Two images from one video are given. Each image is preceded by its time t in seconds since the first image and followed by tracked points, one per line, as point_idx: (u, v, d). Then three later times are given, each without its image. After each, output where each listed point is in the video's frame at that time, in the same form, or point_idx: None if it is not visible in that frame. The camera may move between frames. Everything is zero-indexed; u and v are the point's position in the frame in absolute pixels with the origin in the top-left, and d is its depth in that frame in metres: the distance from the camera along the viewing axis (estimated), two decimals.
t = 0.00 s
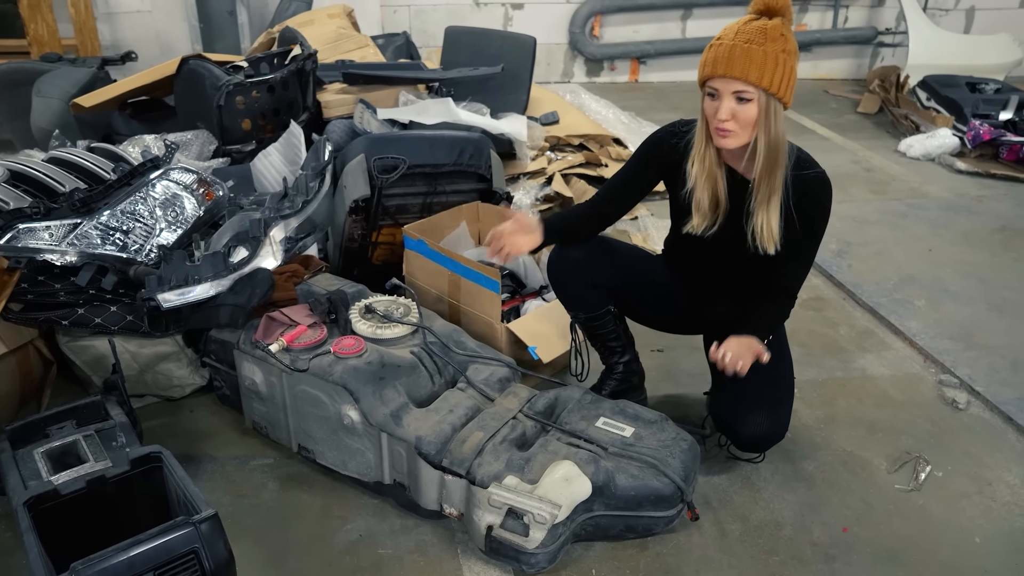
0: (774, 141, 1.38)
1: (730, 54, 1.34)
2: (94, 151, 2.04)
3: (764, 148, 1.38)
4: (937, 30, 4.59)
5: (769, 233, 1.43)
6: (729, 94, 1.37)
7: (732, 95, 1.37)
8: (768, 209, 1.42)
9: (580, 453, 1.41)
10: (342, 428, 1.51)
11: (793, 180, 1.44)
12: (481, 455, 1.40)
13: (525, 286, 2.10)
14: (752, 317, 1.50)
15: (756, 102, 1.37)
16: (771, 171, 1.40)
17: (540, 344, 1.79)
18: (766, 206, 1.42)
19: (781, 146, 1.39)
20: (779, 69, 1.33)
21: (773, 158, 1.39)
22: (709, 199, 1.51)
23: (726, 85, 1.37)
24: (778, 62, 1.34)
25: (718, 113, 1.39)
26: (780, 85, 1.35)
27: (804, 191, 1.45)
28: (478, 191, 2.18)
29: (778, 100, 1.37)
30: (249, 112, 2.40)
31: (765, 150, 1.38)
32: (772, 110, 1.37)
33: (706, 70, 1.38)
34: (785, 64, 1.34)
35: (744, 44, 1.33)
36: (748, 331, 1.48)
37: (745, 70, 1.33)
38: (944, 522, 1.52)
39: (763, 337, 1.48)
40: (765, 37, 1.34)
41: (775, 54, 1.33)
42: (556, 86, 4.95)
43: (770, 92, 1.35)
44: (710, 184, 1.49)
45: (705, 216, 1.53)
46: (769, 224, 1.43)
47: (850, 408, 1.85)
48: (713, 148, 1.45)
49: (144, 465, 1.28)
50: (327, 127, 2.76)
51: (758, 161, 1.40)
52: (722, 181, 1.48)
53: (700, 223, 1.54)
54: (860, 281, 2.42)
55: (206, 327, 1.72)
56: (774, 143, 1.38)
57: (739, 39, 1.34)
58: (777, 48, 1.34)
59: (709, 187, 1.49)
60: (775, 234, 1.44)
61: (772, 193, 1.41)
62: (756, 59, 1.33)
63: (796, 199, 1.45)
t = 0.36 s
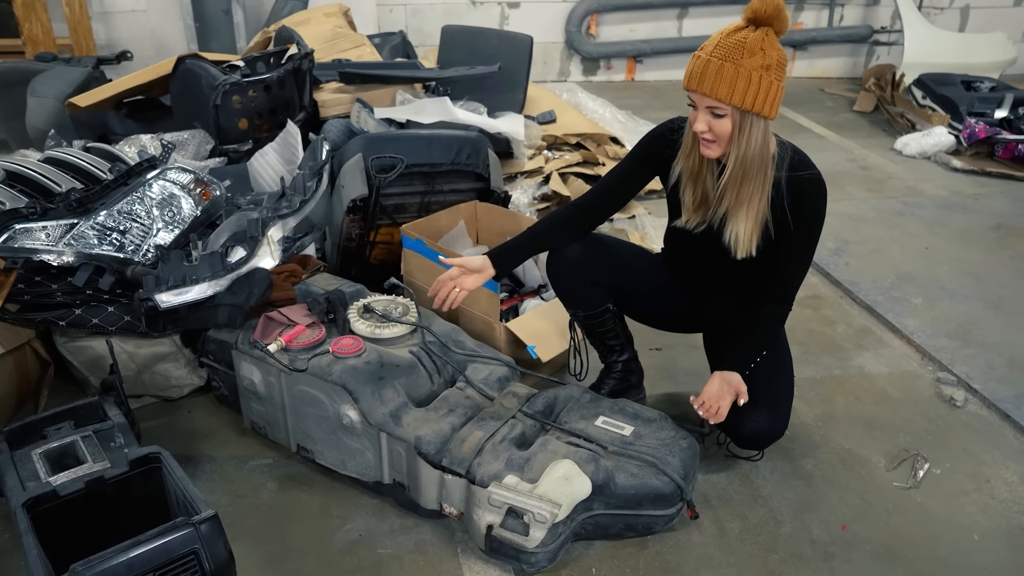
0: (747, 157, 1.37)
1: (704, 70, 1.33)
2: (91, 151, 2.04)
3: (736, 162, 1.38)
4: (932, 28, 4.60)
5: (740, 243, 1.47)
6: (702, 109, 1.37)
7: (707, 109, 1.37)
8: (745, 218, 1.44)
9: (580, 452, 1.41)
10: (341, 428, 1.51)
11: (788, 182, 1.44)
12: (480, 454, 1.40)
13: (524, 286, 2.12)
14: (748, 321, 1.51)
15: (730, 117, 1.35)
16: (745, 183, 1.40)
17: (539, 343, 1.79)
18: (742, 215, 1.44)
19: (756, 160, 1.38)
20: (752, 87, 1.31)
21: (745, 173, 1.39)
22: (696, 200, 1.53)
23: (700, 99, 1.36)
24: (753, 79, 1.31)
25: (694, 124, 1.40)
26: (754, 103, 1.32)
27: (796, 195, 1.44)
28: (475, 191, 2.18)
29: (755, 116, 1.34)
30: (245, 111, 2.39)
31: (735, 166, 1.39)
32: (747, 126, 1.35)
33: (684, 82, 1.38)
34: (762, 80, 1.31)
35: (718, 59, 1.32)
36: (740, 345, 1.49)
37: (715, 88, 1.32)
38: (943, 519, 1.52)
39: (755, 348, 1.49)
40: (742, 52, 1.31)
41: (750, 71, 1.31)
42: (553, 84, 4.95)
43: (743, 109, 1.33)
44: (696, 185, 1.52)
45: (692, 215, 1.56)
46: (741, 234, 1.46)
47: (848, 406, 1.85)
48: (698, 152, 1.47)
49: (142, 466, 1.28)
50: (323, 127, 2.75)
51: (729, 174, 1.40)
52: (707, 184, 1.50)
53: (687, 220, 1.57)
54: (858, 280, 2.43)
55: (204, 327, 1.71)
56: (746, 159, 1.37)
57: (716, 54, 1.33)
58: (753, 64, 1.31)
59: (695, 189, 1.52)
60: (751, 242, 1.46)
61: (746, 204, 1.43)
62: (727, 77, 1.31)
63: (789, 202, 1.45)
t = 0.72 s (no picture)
0: (743, 154, 1.37)
1: (698, 67, 1.33)
2: (90, 147, 2.03)
3: (730, 159, 1.38)
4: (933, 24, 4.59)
5: (739, 239, 1.46)
6: (697, 105, 1.37)
7: (702, 104, 1.37)
8: (741, 215, 1.44)
9: (578, 448, 1.41)
10: (340, 424, 1.51)
11: (786, 177, 1.44)
12: (479, 450, 1.40)
13: (523, 282, 2.12)
14: (746, 319, 1.51)
15: (724, 114, 1.35)
16: (740, 180, 1.40)
17: (538, 339, 1.79)
18: (738, 212, 1.44)
19: (751, 157, 1.38)
20: (745, 86, 1.30)
21: (741, 169, 1.39)
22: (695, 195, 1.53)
23: (695, 95, 1.36)
24: (746, 77, 1.30)
25: (690, 120, 1.40)
26: (747, 101, 1.31)
27: (794, 191, 1.44)
28: (475, 187, 2.18)
29: (749, 114, 1.33)
30: (245, 108, 2.39)
31: (731, 162, 1.39)
32: (741, 124, 1.35)
33: (681, 77, 1.38)
34: (756, 79, 1.30)
35: (712, 56, 1.32)
36: (739, 342, 1.49)
37: (708, 85, 1.32)
38: (941, 515, 1.52)
39: (753, 345, 1.49)
40: (736, 50, 1.31)
41: (743, 69, 1.30)
42: (553, 81, 4.94)
43: (737, 107, 1.33)
44: (694, 180, 1.51)
45: (690, 210, 1.55)
46: (739, 231, 1.46)
47: (847, 403, 1.86)
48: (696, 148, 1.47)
49: (141, 462, 1.28)
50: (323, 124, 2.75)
51: (726, 170, 1.40)
52: (705, 179, 1.50)
53: (685, 214, 1.56)
54: (857, 276, 2.43)
55: (203, 324, 1.73)
56: (741, 155, 1.37)
57: (711, 50, 1.33)
58: (747, 62, 1.30)
59: (693, 184, 1.52)
60: (749, 238, 1.46)
61: (743, 201, 1.43)
62: (721, 75, 1.31)
63: (786, 199, 1.45)
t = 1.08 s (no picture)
0: (744, 152, 1.37)
1: (699, 66, 1.33)
2: (89, 144, 2.03)
3: (731, 157, 1.38)
4: (934, 21, 4.57)
5: (740, 237, 1.46)
6: (698, 103, 1.36)
7: (703, 103, 1.36)
8: (742, 213, 1.44)
9: (574, 445, 1.41)
10: (337, 421, 1.51)
11: (785, 175, 1.44)
12: (475, 447, 1.41)
13: (520, 280, 2.12)
14: (742, 317, 1.51)
15: (725, 113, 1.35)
16: (741, 178, 1.40)
17: (535, 336, 1.80)
18: (739, 211, 1.44)
19: (751, 156, 1.37)
20: (747, 85, 1.30)
21: (742, 167, 1.38)
22: (694, 193, 1.52)
23: (696, 94, 1.36)
24: (748, 76, 1.30)
25: (690, 118, 1.39)
26: (748, 100, 1.31)
27: (793, 189, 1.44)
28: (472, 184, 2.18)
29: (750, 112, 1.33)
30: (244, 105, 2.39)
31: (732, 160, 1.38)
32: (742, 122, 1.34)
33: (681, 76, 1.38)
34: (757, 77, 1.30)
35: (714, 55, 1.31)
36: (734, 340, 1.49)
37: (710, 85, 1.32)
38: (938, 513, 1.52)
39: (748, 343, 1.49)
40: (737, 48, 1.30)
41: (744, 68, 1.29)
42: (554, 79, 4.94)
43: (737, 106, 1.32)
44: (693, 178, 1.51)
45: (689, 208, 1.55)
46: (741, 229, 1.45)
47: (844, 400, 1.85)
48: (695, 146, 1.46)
49: (138, 458, 1.29)
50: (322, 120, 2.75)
51: (727, 168, 1.40)
52: (704, 177, 1.49)
53: (684, 213, 1.56)
54: (856, 274, 2.42)
55: (200, 320, 1.72)
56: (743, 154, 1.37)
57: (712, 49, 1.32)
58: (748, 61, 1.30)
59: (692, 182, 1.51)
60: (750, 236, 1.45)
61: (744, 199, 1.42)
62: (722, 73, 1.30)
63: (785, 197, 1.44)
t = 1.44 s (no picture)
0: (745, 151, 1.36)
1: (700, 66, 1.32)
2: (89, 143, 2.04)
3: (733, 157, 1.37)
4: (938, 20, 4.56)
5: (742, 236, 1.45)
6: (699, 104, 1.35)
7: (704, 104, 1.35)
8: (744, 213, 1.43)
9: (570, 444, 1.41)
10: (334, 419, 1.51)
11: (783, 174, 1.44)
12: (471, 446, 1.40)
13: (519, 279, 2.12)
14: (740, 316, 1.52)
15: (726, 113, 1.34)
16: (743, 178, 1.39)
17: (533, 335, 1.79)
18: (742, 210, 1.43)
19: (753, 155, 1.37)
20: (749, 83, 1.29)
21: (744, 166, 1.38)
22: (694, 194, 1.52)
23: (697, 94, 1.35)
24: (750, 74, 1.29)
25: (690, 119, 1.38)
26: (750, 98, 1.31)
27: (793, 187, 1.44)
28: (472, 183, 2.18)
29: (752, 111, 1.33)
30: (244, 103, 2.39)
31: (734, 160, 1.37)
32: (744, 121, 1.34)
33: (681, 77, 1.37)
34: (758, 76, 1.29)
35: (715, 54, 1.30)
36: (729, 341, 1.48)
37: (712, 85, 1.31)
38: (936, 514, 1.51)
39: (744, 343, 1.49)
40: (738, 47, 1.30)
41: (746, 66, 1.29)
42: (556, 78, 4.94)
43: (739, 105, 1.32)
44: (692, 179, 1.50)
45: (689, 209, 1.54)
46: (742, 228, 1.44)
47: (844, 400, 1.85)
48: (694, 146, 1.45)
49: (134, 456, 1.29)
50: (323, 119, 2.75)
51: (729, 168, 1.39)
52: (704, 178, 1.49)
53: (684, 214, 1.55)
54: (857, 273, 2.41)
55: (199, 318, 1.72)
56: (744, 153, 1.36)
57: (712, 49, 1.31)
58: (749, 59, 1.29)
59: (692, 183, 1.51)
60: (751, 236, 1.45)
61: (745, 199, 1.42)
62: (724, 73, 1.30)
63: (785, 195, 1.44)
